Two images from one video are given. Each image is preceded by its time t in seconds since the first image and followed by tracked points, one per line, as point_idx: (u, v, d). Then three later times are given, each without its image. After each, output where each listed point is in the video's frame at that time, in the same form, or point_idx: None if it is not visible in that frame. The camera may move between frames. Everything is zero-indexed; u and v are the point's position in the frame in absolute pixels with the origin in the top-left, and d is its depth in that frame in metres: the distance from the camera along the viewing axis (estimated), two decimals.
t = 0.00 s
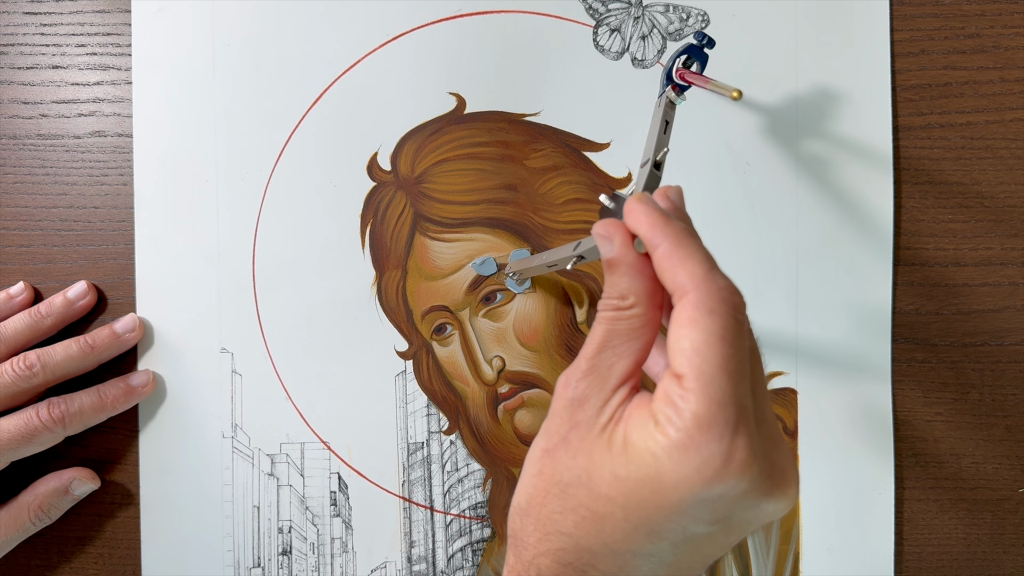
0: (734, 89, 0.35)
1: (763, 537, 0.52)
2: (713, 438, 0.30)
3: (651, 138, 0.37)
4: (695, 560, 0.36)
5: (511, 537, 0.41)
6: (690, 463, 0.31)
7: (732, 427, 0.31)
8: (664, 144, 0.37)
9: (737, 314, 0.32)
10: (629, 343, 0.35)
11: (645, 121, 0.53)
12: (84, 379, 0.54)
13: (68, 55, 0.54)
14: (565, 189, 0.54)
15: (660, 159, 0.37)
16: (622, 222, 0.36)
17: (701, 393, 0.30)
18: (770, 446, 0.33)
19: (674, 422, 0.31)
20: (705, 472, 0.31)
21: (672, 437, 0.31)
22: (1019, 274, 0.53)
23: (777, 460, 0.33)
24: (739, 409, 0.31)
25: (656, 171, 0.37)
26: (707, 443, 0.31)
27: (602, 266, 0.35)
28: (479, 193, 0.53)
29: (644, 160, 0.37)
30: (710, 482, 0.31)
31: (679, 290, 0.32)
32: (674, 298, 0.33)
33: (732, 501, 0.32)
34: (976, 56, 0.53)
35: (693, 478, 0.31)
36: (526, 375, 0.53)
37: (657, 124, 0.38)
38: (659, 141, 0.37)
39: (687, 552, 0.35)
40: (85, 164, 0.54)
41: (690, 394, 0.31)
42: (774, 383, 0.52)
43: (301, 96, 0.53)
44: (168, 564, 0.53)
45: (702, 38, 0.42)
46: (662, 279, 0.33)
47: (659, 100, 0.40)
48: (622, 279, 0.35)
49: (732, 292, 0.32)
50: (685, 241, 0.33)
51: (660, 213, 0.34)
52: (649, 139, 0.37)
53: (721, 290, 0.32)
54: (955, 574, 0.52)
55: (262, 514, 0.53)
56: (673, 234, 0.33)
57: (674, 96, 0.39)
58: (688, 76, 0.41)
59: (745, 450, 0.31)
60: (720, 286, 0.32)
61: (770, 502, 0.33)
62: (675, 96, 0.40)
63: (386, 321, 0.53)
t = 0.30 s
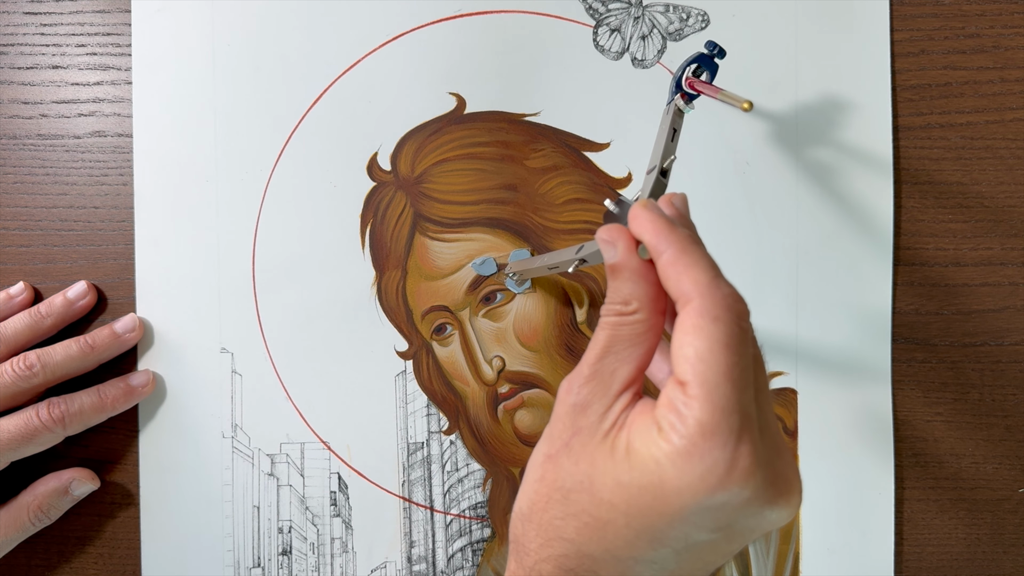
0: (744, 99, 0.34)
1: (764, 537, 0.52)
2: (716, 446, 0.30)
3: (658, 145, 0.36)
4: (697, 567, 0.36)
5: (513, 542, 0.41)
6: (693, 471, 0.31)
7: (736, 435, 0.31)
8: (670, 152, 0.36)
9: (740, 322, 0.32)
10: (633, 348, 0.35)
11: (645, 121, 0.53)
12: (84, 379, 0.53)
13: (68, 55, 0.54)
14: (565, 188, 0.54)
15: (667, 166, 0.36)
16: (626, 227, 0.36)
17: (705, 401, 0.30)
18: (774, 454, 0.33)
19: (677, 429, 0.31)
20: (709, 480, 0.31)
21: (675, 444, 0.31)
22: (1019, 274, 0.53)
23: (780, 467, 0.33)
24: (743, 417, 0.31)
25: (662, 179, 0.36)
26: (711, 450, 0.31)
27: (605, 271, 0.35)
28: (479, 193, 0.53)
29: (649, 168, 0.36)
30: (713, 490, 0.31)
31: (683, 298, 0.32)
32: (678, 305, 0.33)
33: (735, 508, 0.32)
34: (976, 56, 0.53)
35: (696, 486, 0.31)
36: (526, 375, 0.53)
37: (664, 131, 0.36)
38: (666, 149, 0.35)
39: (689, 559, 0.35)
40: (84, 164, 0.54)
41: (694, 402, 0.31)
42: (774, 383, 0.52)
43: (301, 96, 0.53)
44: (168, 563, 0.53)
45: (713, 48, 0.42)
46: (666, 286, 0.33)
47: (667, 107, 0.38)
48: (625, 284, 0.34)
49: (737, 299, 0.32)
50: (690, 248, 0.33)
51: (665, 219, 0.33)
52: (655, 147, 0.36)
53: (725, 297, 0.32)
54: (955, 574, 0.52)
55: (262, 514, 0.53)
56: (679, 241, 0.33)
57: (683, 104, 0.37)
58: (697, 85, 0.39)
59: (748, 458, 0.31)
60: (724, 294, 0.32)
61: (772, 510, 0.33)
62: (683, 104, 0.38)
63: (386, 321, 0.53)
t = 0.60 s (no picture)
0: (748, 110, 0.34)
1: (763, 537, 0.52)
2: (714, 452, 0.30)
3: (663, 152, 0.37)
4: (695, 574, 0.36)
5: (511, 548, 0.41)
6: (691, 477, 0.31)
7: (734, 441, 0.30)
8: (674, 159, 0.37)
9: (738, 328, 0.32)
10: (630, 353, 0.35)
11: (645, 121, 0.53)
12: (84, 380, 0.53)
13: (68, 55, 0.54)
14: (565, 189, 0.54)
15: (670, 173, 0.37)
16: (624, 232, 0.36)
17: (702, 407, 0.30)
18: (772, 461, 0.33)
19: (675, 435, 0.31)
20: (707, 486, 0.31)
21: (672, 450, 0.31)
22: (1019, 274, 0.53)
23: (778, 473, 0.33)
24: (741, 423, 0.31)
25: (665, 186, 0.37)
26: (708, 456, 0.30)
27: (603, 276, 0.35)
28: (479, 193, 0.53)
29: (654, 174, 0.37)
30: (711, 497, 0.31)
31: (681, 304, 0.32)
32: (676, 311, 0.33)
33: (733, 515, 0.32)
34: (976, 56, 0.53)
35: (693, 493, 0.31)
36: (526, 375, 0.53)
37: (670, 139, 0.37)
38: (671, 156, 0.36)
39: (687, 565, 0.35)
40: (84, 164, 0.54)
41: (691, 408, 0.31)
42: (774, 383, 0.53)
43: (301, 96, 0.53)
44: (168, 563, 0.53)
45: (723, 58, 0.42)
46: (664, 292, 0.33)
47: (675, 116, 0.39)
48: (622, 289, 0.35)
49: (734, 305, 0.32)
50: (688, 254, 0.33)
51: (663, 225, 0.34)
52: (660, 153, 0.37)
53: (723, 303, 0.32)
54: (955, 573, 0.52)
55: (262, 514, 0.53)
56: (676, 247, 0.33)
57: (690, 113, 0.39)
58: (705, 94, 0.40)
59: (746, 464, 0.31)
60: (722, 300, 0.32)
61: (771, 516, 0.33)
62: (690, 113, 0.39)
63: (385, 321, 0.53)
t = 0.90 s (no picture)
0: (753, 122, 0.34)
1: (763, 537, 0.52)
2: (710, 458, 0.30)
3: (668, 160, 0.37)
4: None
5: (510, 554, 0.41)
6: (687, 483, 0.31)
7: (730, 446, 0.30)
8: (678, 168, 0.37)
9: (735, 333, 0.32)
10: (627, 358, 0.35)
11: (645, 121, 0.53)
12: (84, 380, 0.53)
13: (68, 55, 0.54)
14: (565, 188, 0.54)
15: (673, 182, 0.37)
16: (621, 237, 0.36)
17: (698, 413, 0.30)
18: (770, 467, 0.33)
19: (671, 441, 0.31)
20: (703, 492, 0.31)
21: (669, 456, 0.31)
22: (1019, 274, 0.53)
23: (776, 480, 0.33)
24: (737, 429, 0.31)
25: (667, 194, 0.37)
26: (704, 462, 0.30)
27: (599, 280, 0.35)
28: (479, 193, 0.53)
29: (656, 181, 0.38)
30: (708, 503, 0.31)
31: (677, 309, 0.32)
32: (673, 317, 0.33)
33: (730, 521, 0.32)
34: (976, 56, 0.53)
35: (690, 499, 0.31)
36: (526, 375, 0.53)
37: (675, 148, 0.37)
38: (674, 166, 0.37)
39: (685, 571, 0.36)
40: (84, 164, 0.54)
41: (688, 413, 0.30)
42: (774, 383, 0.52)
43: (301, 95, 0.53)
44: (168, 563, 0.53)
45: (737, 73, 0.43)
46: (660, 298, 0.34)
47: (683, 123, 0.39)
48: (619, 293, 0.35)
49: (731, 311, 0.32)
50: (685, 260, 0.33)
51: (660, 232, 0.34)
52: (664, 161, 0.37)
53: (719, 309, 0.32)
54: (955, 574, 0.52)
55: (262, 514, 0.53)
56: (673, 253, 0.33)
57: (698, 124, 0.39)
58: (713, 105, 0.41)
59: (743, 470, 0.31)
60: (717, 305, 0.32)
61: (768, 523, 0.33)
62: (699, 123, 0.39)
63: (385, 321, 0.53)
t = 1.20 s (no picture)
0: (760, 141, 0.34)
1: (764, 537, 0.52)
2: (705, 471, 0.30)
3: (674, 173, 0.38)
4: None
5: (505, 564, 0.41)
6: (682, 495, 0.31)
7: (725, 459, 0.30)
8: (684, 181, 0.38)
9: (730, 346, 0.32)
10: (623, 368, 0.35)
11: (645, 121, 0.53)
12: (84, 380, 0.53)
13: (68, 55, 0.54)
14: (565, 188, 0.54)
15: (676, 195, 0.38)
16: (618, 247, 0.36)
17: (694, 425, 0.30)
18: (764, 480, 0.33)
19: (667, 453, 0.31)
20: (698, 504, 0.31)
21: (664, 468, 0.31)
22: (1019, 274, 0.53)
23: (770, 492, 0.33)
24: (733, 442, 0.31)
25: (670, 207, 0.38)
26: (700, 475, 0.30)
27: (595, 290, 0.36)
28: (479, 193, 0.53)
29: (661, 193, 0.38)
30: (702, 516, 0.31)
31: (672, 321, 0.33)
32: (669, 328, 0.33)
33: (724, 534, 0.32)
34: (976, 56, 0.53)
35: (684, 511, 0.31)
36: (526, 375, 0.53)
37: (682, 161, 0.38)
38: (680, 178, 0.38)
39: None
40: (84, 164, 0.54)
41: (683, 426, 0.30)
42: (774, 383, 0.52)
43: (301, 95, 0.53)
44: (168, 564, 0.53)
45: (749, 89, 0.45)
46: (656, 309, 0.34)
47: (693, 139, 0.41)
48: (615, 303, 0.35)
49: (726, 323, 0.32)
50: (681, 271, 0.33)
51: (657, 243, 0.34)
52: (670, 175, 0.38)
53: (714, 321, 0.32)
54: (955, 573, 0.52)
55: (262, 514, 0.53)
56: (670, 264, 0.33)
57: (707, 138, 0.40)
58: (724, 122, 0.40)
59: (738, 483, 0.31)
60: (713, 317, 0.32)
61: (762, 535, 0.33)
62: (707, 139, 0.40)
63: (385, 321, 0.53)
